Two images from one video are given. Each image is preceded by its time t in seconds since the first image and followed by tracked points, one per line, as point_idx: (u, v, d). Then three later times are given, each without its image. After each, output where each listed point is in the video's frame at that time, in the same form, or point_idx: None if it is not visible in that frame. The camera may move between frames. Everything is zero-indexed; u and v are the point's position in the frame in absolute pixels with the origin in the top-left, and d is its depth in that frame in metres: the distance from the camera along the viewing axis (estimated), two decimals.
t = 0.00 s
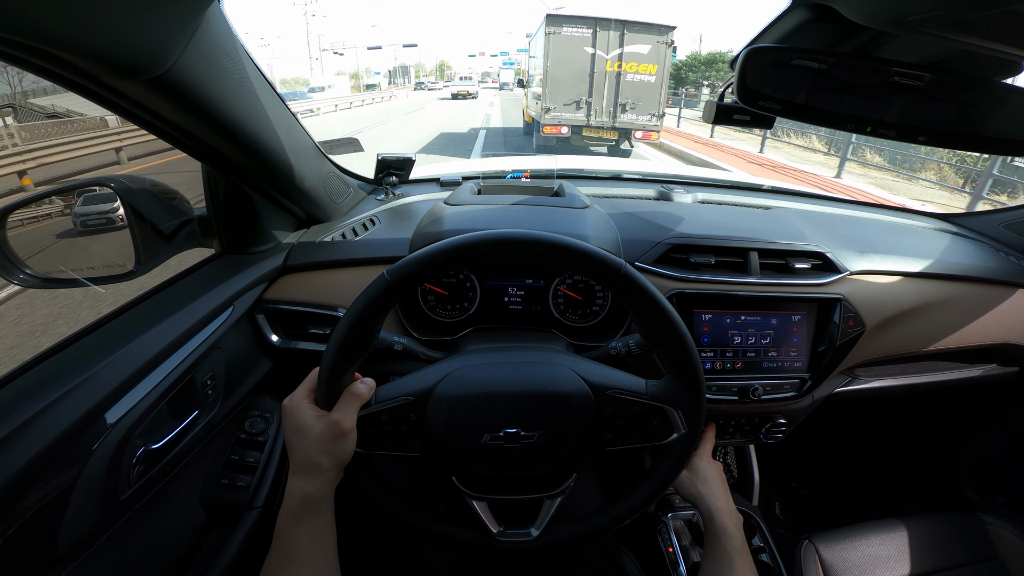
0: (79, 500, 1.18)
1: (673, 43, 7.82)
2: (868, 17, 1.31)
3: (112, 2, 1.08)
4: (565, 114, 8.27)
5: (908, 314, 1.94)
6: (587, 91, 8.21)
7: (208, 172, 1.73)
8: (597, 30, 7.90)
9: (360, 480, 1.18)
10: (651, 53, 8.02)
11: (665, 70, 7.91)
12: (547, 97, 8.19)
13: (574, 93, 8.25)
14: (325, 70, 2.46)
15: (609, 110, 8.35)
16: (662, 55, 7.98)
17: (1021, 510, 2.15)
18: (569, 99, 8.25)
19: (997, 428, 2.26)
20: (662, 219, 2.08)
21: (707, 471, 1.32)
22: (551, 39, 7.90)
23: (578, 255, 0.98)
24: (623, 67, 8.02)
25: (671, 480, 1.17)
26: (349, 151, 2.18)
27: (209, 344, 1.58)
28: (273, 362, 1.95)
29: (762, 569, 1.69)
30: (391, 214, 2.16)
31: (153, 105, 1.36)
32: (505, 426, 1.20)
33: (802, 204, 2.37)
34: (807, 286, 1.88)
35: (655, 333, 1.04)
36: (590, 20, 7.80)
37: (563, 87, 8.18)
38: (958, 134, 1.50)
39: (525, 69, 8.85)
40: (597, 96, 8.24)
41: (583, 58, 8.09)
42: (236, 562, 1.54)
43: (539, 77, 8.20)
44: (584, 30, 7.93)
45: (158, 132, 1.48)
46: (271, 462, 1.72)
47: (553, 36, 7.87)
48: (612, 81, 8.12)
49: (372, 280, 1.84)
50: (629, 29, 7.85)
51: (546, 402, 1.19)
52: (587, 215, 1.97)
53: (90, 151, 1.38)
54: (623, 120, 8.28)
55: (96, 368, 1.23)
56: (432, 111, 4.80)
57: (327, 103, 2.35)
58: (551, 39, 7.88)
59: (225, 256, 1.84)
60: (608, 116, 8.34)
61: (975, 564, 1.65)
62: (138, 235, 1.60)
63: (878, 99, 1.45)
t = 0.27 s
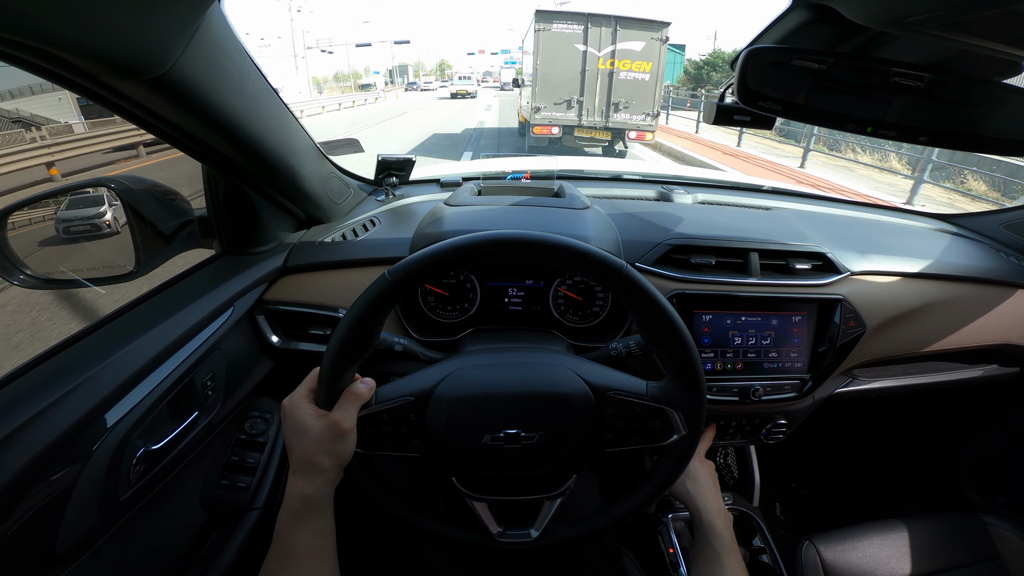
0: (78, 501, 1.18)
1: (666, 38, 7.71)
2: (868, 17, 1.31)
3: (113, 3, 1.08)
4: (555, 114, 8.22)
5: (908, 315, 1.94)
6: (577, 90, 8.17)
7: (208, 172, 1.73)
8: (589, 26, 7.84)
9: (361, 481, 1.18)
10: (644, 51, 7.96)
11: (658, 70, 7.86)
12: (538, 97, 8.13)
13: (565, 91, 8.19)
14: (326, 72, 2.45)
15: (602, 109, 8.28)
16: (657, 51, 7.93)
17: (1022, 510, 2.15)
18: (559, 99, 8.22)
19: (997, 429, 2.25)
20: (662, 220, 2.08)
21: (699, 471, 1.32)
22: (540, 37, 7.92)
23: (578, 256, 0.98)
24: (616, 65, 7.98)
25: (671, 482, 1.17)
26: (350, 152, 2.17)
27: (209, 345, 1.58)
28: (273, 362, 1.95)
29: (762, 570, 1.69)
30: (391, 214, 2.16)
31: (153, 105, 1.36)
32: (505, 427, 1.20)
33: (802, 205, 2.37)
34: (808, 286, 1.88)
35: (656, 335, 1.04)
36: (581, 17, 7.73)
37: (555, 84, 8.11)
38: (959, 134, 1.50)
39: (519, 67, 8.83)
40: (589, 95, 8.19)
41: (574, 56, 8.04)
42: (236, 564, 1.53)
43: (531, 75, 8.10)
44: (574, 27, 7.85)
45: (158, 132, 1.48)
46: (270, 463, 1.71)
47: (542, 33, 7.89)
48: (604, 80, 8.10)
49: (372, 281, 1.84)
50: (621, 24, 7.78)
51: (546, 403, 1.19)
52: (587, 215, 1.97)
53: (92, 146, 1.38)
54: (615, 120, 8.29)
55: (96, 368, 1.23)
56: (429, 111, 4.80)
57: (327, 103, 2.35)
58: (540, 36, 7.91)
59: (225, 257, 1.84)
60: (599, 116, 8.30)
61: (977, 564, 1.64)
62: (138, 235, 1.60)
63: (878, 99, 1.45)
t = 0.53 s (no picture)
0: (78, 501, 1.18)
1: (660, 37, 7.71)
2: (868, 17, 1.31)
3: (112, 2, 1.08)
4: (546, 113, 8.23)
5: (908, 315, 1.94)
6: (569, 89, 8.15)
7: (208, 171, 1.73)
8: (580, 25, 7.87)
9: (361, 481, 1.18)
10: (638, 50, 7.89)
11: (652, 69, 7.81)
12: (528, 97, 8.08)
13: (555, 92, 8.18)
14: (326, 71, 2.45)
15: (594, 110, 8.24)
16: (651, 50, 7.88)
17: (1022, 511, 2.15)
18: (550, 99, 8.19)
19: (997, 429, 2.25)
20: (662, 219, 2.07)
21: (700, 470, 1.32)
22: (531, 35, 7.96)
23: (578, 257, 0.98)
24: (608, 64, 7.95)
25: (671, 481, 1.17)
26: (350, 152, 2.17)
27: (209, 345, 1.58)
28: (273, 362, 1.94)
29: (762, 570, 1.69)
30: (391, 214, 2.16)
31: (153, 105, 1.36)
32: (505, 427, 1.20)
33: (803, 204, 2.37)
34: (808, 286, 1.88)
35: (656, 335, 1.03)
36: (572, 14, 7.74)
37: (546, 84, 8.11)
38: (959, 134, 1.50)
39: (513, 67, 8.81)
40: (581, 95, 8.16)
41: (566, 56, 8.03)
42: (236, 563, 1.53)
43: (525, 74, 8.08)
44: (566, 25, 7.88)
45: (159, 132, 1.48)
46: (270, 463, 1.71)
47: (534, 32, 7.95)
48: (596, 79, 8.08)
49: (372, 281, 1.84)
50: (619, 22, 7.74)
51: (546, 403, 1.18)
52: (587, 215, 1.96)
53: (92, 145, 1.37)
54: (608, 120, 8.15)
55: (95, 368, 1.23)
56: (426, 111, 4.80)
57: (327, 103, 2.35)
58: (531, 35, 7.95)
59: (225, 256, 1.84)
60: (592, 116, 8.26)
61: (977, 565, 1.64)
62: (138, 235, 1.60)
63: (879, 99, 1.45)
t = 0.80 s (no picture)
0: (78, 501, 1.18)
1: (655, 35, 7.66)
2: (868, 18, 1.31)
3: (112, 2, 1.08)
4: (539, 113, 8.25)
5: (908, 315, 1.94)
6: (562, 88, 8.16)
7: (208, 172, 1.73)
8: (572, 24, 7.87)
9: (362, 483, 1.18)
10: (632, 48, 7.87)
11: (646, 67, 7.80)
12: (521, 96, 8.05)
13: (548, 90, 8.18)
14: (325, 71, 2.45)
15: (586, 109, 8.24)
16: (644, 49, 7.81)
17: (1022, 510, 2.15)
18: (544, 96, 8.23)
19: (997, 428, 2.25)
20: (662, 219, 2.08)
21: (701, 470, 1.32)
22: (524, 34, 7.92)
23: (576, 256, 0.98)
24: (602, 63, 7.95)
25: (673, 478, 1.17)
26: (350, 151, 2.18)
27: (209, 345, 1.58)
28: (273, 363, 1.94)
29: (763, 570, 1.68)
30: (391, 214, 2.16)
31: (154, 105, 1.36)
32: (505, 427, 1.20)
33: (803, 205, 2.37)
34: (809, 287, 1.88)
35: (655, 332, 1.03)
36: (565, 13, 7.72)
37: (539, 84, 8.11)
38: (959, 134, 1.50)
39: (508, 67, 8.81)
40: (573, 94, 8.17)
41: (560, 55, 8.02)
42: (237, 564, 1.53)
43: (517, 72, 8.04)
44: (558, 24, 7.87)
45: (159, 133, 1.48)
46: (270, 463, 1.71)
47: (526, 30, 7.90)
48: (589, 76, 8.08)
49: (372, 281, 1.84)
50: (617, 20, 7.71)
51: (546, 402, 1.19)
52: (586, 215, 1.97)
53: (81, 149, 1.38)
54: (601, 120, 8.16)
55: (96, 368, 1.23)
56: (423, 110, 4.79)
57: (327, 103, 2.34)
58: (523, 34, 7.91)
59: (226, 256, 1.84)
60: (584, 116, 8.26)
61: (977, 564, 1.64)
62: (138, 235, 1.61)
63: (878, 100, 1.45)
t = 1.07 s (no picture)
0: (79, 501, 1.18)
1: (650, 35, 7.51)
2: (868, 18, 1.31)
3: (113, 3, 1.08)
4: (536, 113, 8.24)
5: (908, 314, 1.94)
6: (558, 87, 8.16)
7: (208, 173, 1.73)
8: (569, 24, 7.86)
9: (363, 483, 1.18)
10: (628, 47, 7.78)
11: (641, 66, 7.74)
12: (517, 96, 8.06)
13: (545, 90, 8.19)
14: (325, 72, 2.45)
15: (583, 109, 8.23)
16: (640, 47, 7.72)
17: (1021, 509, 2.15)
18: (540, 96, 8.24)
19: (997, 428, 2.25)
20: (662, 219, 2.08)
21: (705, 474, 1.31)
22: (522, 33, 7.98)
23: (576, 255, 0.98)
24: (598, 63, 7.95)
25: (672, 479, 1.18)
26: (350, 152, 2.17)
27: (210, 345, 1.58)
28: (273, 363, 1.95)
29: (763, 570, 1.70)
30: (391, 215, 2.16)
31: (154, 106, 1.37)
32: (505, 427, 1.20)
33: (803, 204, 2.38)
34: (808, 286, 1.88)
35: (655, 332, 1.04)
36: (561, 13, 7.71)
37: (534, 83, 8.14)
38: (959, 133, 1.50)
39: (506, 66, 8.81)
40: (569, 93, 8.17)
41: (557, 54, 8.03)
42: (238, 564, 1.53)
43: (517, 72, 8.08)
44: (555, 24, 7.89)
45: (160, 133, 1.48)
46: (271, 463, 1.71)
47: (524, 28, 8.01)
48: (585, 76, 8.07)
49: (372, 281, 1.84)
50: (616, 20, 7.69)
51: (546, 402, 1.19)
52: (586, 215, 1.97)
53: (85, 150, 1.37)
54: (597, 120, 8.15)
55: (96, 369, 1.23)
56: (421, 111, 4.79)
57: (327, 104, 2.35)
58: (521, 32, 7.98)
59: (226, 257, 1.84)
60: (580, 116, 8.26)
61: (977, 564, 1.65)
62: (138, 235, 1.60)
63: (878, 100, 1.45)
